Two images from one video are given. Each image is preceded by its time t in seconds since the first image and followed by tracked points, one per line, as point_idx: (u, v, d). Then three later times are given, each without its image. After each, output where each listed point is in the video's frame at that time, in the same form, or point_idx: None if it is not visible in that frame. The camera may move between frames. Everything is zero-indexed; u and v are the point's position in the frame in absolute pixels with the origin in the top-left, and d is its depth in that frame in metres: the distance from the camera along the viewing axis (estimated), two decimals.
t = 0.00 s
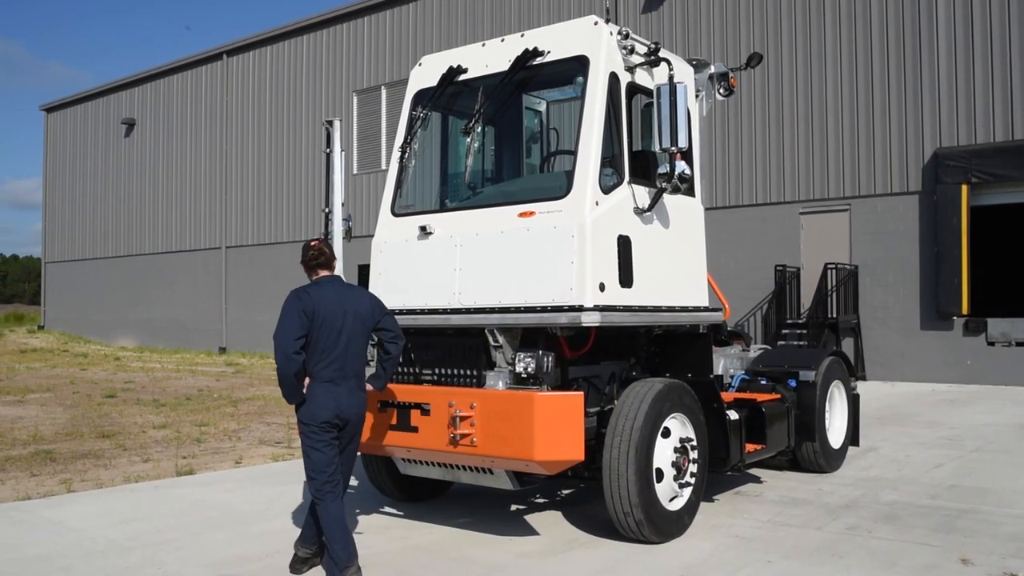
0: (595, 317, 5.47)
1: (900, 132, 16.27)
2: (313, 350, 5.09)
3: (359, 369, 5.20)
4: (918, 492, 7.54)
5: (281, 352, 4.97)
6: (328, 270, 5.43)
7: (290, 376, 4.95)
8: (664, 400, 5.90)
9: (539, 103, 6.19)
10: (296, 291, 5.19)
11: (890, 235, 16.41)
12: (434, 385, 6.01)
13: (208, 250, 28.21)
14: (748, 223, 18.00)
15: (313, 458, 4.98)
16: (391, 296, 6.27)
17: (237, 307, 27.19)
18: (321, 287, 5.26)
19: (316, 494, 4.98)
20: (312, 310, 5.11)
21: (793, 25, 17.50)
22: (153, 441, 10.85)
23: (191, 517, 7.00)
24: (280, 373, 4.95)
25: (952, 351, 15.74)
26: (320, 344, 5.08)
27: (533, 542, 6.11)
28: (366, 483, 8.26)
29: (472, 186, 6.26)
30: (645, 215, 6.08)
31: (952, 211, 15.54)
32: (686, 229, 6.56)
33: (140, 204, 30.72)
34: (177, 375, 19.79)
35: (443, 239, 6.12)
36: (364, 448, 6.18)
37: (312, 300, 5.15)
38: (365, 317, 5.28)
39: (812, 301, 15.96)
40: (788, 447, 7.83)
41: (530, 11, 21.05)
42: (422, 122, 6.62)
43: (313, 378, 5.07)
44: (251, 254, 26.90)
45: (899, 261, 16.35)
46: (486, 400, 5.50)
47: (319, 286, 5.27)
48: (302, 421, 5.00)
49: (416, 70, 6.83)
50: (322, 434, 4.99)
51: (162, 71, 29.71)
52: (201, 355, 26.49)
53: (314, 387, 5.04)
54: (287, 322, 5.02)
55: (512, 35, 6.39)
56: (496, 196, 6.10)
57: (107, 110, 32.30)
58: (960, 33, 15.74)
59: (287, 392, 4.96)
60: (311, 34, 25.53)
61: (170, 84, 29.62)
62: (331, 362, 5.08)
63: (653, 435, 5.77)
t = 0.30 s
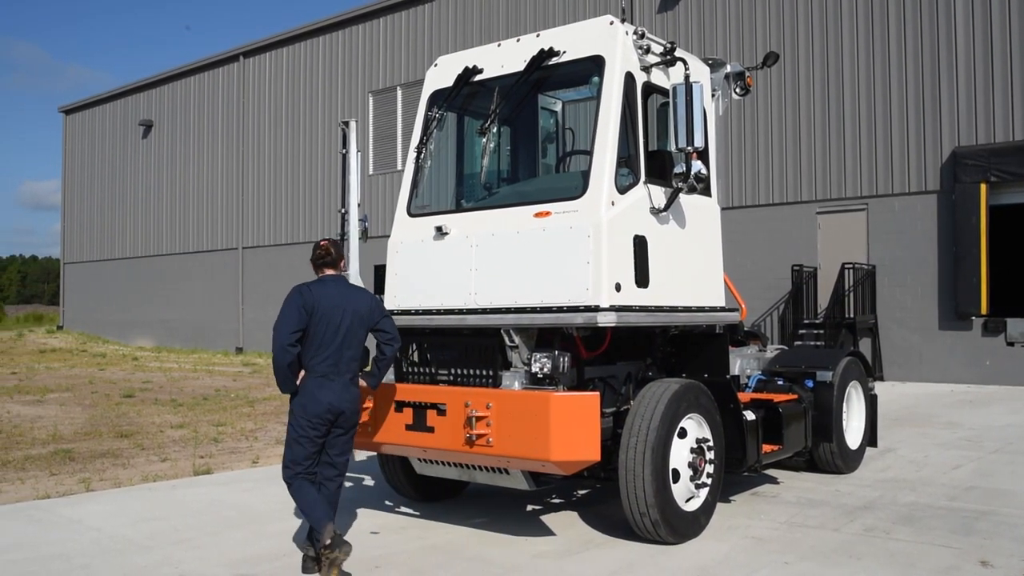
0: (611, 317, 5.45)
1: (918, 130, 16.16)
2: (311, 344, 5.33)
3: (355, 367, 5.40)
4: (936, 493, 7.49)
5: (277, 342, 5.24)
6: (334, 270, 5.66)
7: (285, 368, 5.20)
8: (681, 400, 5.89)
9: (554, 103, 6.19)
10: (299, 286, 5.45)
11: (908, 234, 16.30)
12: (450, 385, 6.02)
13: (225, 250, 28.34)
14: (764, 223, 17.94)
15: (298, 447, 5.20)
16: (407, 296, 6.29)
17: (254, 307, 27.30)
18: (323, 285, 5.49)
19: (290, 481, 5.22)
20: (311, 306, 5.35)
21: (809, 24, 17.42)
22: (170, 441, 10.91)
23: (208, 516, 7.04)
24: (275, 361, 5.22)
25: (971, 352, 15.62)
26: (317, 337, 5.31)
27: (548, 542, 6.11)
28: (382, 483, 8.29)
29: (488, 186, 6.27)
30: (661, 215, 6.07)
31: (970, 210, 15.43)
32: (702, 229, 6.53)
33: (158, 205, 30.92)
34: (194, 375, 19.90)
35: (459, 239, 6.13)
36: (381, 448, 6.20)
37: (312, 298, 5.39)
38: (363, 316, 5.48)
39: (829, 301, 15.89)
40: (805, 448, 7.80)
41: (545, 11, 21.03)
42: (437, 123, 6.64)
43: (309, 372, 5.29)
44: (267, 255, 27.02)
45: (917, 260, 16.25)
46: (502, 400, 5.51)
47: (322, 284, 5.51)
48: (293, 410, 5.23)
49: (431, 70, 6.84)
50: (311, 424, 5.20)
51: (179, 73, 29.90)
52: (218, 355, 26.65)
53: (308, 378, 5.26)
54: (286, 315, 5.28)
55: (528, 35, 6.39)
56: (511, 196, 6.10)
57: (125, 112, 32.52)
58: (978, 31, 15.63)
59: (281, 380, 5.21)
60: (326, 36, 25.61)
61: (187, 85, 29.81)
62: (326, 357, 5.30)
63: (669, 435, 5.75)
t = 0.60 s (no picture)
0: (622, 317, 5.43)
1: (931, 130, 16.09)
2: (303, 342, 5.54)
3: (349, 361, 5.48)
4: (949, 494, 7.46)
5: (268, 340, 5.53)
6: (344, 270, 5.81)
7: (272, 365, 5.47)
8: (692, 400, 5.88)
9: (565, 103, 6.19)
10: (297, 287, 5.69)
11: (920, 234, 16.24)
12: (461, 385, 6.03)
13: (236, 250, 28.43)
14: (776, 223, 17.88)
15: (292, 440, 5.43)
16: (418, 296, 6.29)
17: (266, 307, 27.37)
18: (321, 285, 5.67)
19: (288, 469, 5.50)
20: (300, 305, 5.55)
21: (821, 23, 17.37)
22: (181, 441, 10.94)
23: (220, 515, 7.06)
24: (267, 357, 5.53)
25: (984, 352, 15.54)
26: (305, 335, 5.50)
27: (558, 542, 6.11)
28: (392, 483, 8.30)
29: (499, 186, 6.27)
30: (672, 215, 6.06)
31: (983, 209, 15.36)
32: (713, 229, 6.52)
33: (169, 206, 31.05)
34: (206, 375, 19.95)
35: (470, 240, 6.13)
36: (392, 448, 6.21)
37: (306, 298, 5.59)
38: (356, 312, 5.56)
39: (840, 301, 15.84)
40: (817, 448, 7.77)
41: (556, 11, 21.01)
42: (448, 123, 6.65)
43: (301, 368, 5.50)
44: (278, 255, 27.09)
45: (929, 260, 16.18)
46: (513, 401, 5.50)
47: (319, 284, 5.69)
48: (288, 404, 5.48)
49: (442, 70, 6.85)
50: (301, 419, 5.40)
51: (190, 74, 30.01)
52: (230, 355, 26.74)
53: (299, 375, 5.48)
54: (276, 314, 5.55)
55: (538, 35, 6.39)
56: (522, 196, 6.10)
57: (137, 113, 32.67)
58: (991, 30, 15.56)
59: (273, 376, 5.50)
60: (337, 36, 25.66)
61: (198, 86, 29.93)
62: (315, 354, 5.45)
63: (680, 435, 5.74)
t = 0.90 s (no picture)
0: (633, 318, 5.40)
1: (943, 130, 16.01)
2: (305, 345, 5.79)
3: (330, 361, 5.58)
4: (961, 495, 7.42)
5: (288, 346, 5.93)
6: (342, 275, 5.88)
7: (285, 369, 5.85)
8: (702, 400, 5.87)
9: (575, 103, 6.19)
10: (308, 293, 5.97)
11: (931, 234, 16.17)
12: (471, 385, 6.03)
13: (247, 251, 28.51)
14: (787, 222, 17.82)
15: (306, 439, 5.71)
16: (428, 297, 6.30)
17: (276, 308, 27.42)
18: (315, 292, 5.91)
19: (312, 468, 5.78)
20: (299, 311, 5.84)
21: (832, 22, 17.30)
22: (192, 440, 10.98)
23: (231, 514, 7.09)
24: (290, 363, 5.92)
25: (997, 352, 15.46)
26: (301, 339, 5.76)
27: (569, 543, 6.11)
28: (403, 482, 8.31)
29: (509, 186, 6.27)
30: (682, 216, 6.05)
31: (996, 209, 15.28)
32: (724, 229, 6.51)
33: (180, 206, 31.17)
34: (217, 375, 20.01)
35: (480, 240, 6.13)
36: (402, 447, 6.22)
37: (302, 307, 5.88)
38: (327, 313, 5.65)
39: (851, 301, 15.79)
40: (828, 449, 7.74)
41: (566, 11, 20.98)
42: (458, 123, 6.65)
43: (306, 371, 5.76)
44: (288, 255, 27.14)
45: (940, 259, 16.11)
46: (523, 401, 5.50)
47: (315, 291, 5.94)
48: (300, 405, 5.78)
49: (452, 70, 6.86)
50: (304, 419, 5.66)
51: (201, 75, 30.11)
52: (241, 355, 26.82)
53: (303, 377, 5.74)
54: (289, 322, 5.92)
55: (549, 35, 6.39)
56: (532, 196, 6.10)
57: (147, 114, 32.80)
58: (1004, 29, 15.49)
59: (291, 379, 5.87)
60: (347, 37, 25.70)
61: (209, 87, 30.02)
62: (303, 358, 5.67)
63: (691, 435, 5.74)
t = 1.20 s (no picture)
0: (641, 318, 5.39)
1: (952, 130, 15.96)
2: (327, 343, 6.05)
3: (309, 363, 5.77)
4: (971, 495, 7.40)
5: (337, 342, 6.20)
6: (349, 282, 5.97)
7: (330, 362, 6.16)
8: (711, 400, 5.86)
9: (583, 103, 6.17)
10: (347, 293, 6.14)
11: (941, 234, 16.11)
12: (480, 384, 6.03)
13: (255, 251, 28.58)
14: (795, 223, 17.78)
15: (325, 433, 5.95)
16: (437, 297, 6.30)
17: (284, 308, 27.47)
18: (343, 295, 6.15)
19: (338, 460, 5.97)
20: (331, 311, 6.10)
21: (841, 21, 17.25)
22: (201, 440, 11.01)
23: (240, 514, 7.11)
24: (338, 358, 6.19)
25: (1007, 352, 15.39)
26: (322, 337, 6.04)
27: (577, 543, 6.12)
28: (411, 482, 8.33)
29: (517, 186, 6.27)
30: (691, 215, 6.04)
31: (1006, 209, 15.22)
32: (732, 229, 6.51)
33: (190, 207, 31.27)
34: (225, 375, 20.07)
35: (488, 241, 6.14)
36: (410, 447, 6.22)
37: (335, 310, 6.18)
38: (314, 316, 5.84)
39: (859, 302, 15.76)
40: (837, 449, 7.72)
41: (575, 11, 20.96)
42: (467, 123, 6.66)
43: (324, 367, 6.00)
44: (297, 255, 27.19)
45: (950, 259, 16.05)
46: (531, 401, 5.50)
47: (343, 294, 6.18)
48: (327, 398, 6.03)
49: (460, 70, 6.86)
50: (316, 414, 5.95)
51: (210, 76, 30.20)
52: (250, 355, 26.90)
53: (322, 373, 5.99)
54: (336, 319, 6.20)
55: (557, 35, 6.39)
56: (540, 197, 6.09)
57: (157, 115, 32.91)
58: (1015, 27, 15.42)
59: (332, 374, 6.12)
60: (356, 38, 25.73)
61: (218, 88, 30.10)
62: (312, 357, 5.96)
63: (699, 435, 5.73)
